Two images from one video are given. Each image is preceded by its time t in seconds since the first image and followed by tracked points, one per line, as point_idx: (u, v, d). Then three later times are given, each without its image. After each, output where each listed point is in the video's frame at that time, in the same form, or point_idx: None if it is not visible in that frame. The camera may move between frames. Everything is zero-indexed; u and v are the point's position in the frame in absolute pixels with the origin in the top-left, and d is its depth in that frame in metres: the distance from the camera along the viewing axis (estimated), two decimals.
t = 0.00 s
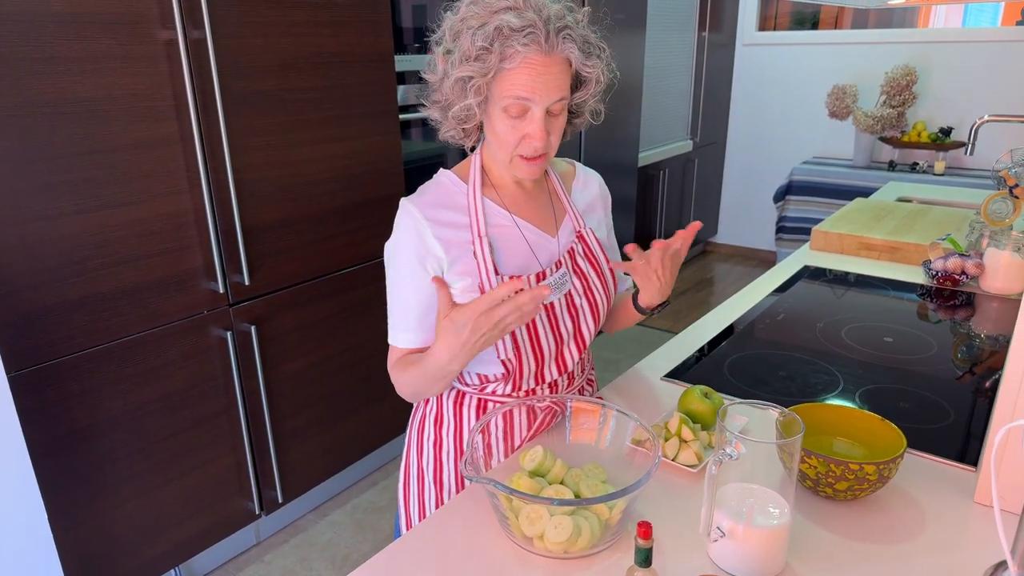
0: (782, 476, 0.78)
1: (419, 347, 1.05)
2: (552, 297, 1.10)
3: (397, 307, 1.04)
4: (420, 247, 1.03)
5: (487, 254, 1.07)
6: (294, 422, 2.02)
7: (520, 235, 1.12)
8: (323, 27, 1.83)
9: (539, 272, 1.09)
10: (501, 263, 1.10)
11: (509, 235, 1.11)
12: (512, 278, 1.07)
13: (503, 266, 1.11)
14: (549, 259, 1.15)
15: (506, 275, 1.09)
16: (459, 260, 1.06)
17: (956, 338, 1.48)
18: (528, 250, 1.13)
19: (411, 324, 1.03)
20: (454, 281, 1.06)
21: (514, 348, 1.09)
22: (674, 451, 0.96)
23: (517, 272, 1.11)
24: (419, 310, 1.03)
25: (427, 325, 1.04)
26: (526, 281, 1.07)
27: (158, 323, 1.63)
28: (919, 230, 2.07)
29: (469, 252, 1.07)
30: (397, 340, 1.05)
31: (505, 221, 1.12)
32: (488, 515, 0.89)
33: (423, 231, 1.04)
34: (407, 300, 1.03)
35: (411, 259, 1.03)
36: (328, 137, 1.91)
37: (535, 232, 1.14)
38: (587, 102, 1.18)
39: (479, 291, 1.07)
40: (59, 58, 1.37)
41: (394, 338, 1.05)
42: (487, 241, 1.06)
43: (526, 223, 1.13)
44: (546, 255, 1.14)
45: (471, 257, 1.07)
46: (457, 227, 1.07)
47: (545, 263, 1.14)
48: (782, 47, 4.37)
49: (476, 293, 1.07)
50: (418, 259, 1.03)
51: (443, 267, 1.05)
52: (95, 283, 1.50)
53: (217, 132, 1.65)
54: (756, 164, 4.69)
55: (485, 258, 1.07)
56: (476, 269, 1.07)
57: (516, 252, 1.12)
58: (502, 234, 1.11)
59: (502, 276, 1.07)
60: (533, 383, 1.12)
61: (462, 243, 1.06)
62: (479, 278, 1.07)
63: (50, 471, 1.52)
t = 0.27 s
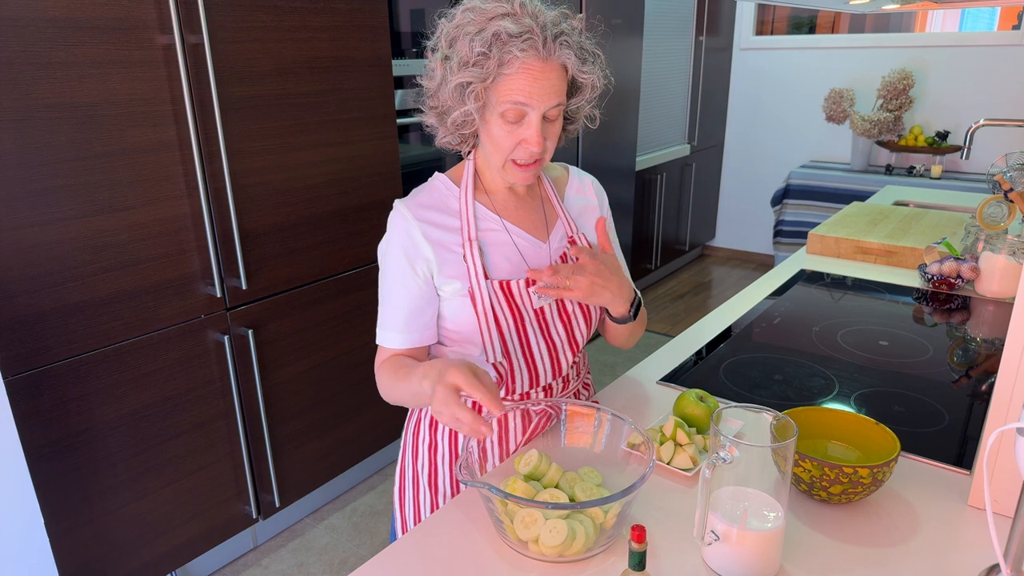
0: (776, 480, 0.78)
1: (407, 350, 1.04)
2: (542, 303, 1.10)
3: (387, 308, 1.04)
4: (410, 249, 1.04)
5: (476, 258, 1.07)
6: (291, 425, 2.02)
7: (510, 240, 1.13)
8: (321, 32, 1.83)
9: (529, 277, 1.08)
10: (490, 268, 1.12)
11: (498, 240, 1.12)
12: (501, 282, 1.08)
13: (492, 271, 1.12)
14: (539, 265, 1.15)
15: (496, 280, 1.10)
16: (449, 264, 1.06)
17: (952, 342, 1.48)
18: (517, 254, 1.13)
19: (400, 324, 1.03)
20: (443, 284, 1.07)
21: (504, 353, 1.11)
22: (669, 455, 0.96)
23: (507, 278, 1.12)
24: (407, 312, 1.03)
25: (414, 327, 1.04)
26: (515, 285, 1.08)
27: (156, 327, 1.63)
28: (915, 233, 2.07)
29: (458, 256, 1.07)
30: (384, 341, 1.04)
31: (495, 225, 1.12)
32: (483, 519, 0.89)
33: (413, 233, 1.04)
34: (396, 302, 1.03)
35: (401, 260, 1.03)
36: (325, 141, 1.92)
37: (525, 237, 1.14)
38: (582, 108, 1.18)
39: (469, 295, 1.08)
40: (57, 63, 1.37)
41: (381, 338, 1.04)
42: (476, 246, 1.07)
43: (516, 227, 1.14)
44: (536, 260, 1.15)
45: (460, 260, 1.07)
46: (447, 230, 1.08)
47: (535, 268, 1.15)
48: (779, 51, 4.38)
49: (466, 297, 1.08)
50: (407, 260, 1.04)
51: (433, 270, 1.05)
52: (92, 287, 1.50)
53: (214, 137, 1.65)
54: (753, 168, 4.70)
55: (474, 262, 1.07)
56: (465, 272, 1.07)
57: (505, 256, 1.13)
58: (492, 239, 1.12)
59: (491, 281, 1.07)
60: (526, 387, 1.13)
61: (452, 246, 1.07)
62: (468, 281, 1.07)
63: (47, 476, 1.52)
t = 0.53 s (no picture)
0: (773, 481, 0.79)
1: (400, 353, 1.02)
2: (540, 306, 1.10)
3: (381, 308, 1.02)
4: (411, 248, 1.04)
5: (476, 260, 1.07)
6: (289, 428, 2.02)
7: (509, 242, 1.13)
8: (320, 35, 1.84)
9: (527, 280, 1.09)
10: (489, 270, 1.12)
11: (498, 242, 1.12)
12: (500, 285, 1.08)
13: (491, 273, 1.12)
14: (538, 269, 1.15)
15: (495, 282, 1.10)
16: (448, 264, 1.07)
17: (948, 345, 1.49)
18: (517, 257, 1.14)
19: (397, 325, 1.01)
20: (442, 284, 1.07)
21: (502, 356, 1.10)
22: (667, 456, 0.97)
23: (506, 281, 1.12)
24: (404, 312, 1.02)
25: (410, 326, 1.03)
26: (514, 288, 1.08)
27: (154, 329, 1.63)
28: (912, 236, 2.08)
29: (458, 257, 1.08)
30: (377, 342, 1.02)
31: (494, 227, 1.13)
32: (481, 521, 0.89)
33: (415, 233, 1.05)
34: (392, 301, 1.02)
35: (400, 258, 1.03)
36: (324, 143, 1.92)
37: (524, 239, 1.14)
38: (576, 113, 1.19)
39: (468, 296, 1.08)
40: (55, 66, 1.37)
41: (374, 339, 1.02)
42: (476, 248, 1.08)
43: (516, 230, 1.14)
44: (535, 264, 1.15)
45: (459, 262, 1.08)
46: (448, 231, 1.08)
47: (534, 271, 1.15)
48: (776, 55, 4.40)
49: (465, 299, 1.08)
50: (407, 259, 1.04)
51: (432, 270, 1.06)
52: (89, 289, 1.50)
53: (213, 139, 1.65)
54: (751, 171, 4.72)
55: (474, 263, 1.07)
56: (464, 274, 1.07)
57: (505, 259, 1.13)
58: (492, 241, 1.12)
59: (490, 283, 1.08)
60: (523, 389, 1.15)
61: (452, 248, 1.08)
62: (468, 283, 1.07)
63: (44, 477, 1.52)
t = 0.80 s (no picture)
0: (769, 483, 0.79)
1: (410, 360, 1.04)
2: (542, 309, 1.11)
3: (392, 317, 1.04)
4: (414, 257, 1.04)
5: (479, 266, 1.08)
6: (286, 431, 2.02)
7: (511, 246, 1.14)
8: (317, 39, 1.85)
9: (529, 284, 1.10)
10: (494, 275, 1.12)
11: (499, 247, 1.13)
12: (504, 289, 1.09)
13: (495, 277, 1.12)
14: (540, 271, 1.16)
15: (499, 286, 1.11)
16: (452, 271, 1.07)
17: (943, 347, 1.49)
18: (519, 261, 1.14)
19: (406, 335, 1.03)
20: (446, 291, 1.07)
21: (506, 359, 1.11)
22: (663, 458, 0.97)
23: (509, 284, 1.13)
24: (411, 321, 1.04)
25: (418, 335, 1.04)
26: (518, 291, 1.09)
27: (151, 332, 1.63)
28: (907, 239, 2.09)
29: (461, 263, 1.08)
30: (387, 350, 1.04)
31: (497, 232, 1.13)
32: (478, 523, 0.90)
33: (417, 242, 1.05)
34: (400, 311, 1.03)
35: (405, 269, 1.03)
36: (321, 147, 1.93)
37: (527, 243, 1.15)
38: (580, 115, 1.20)
39: (471, 301, 1.08)
40: (53, 70, 1.37)
41: (385, 348, 1.04)
42: (479, 253, 1.08)
43: (518, 234, 1.15)
44: (537, 267, 1.16)
45: (463, 268, 1.08)
46: (450, 238, 1.08)
47: (536, 274, 1.16)
48: (772, 58, 4.41)
49: (468, 304, 1.09)
50: (411, 269, 1.03)
51: (435, 277, 1.06)
52: (87, 293, 1.50)
53: (211, 143, 1.66)
54: (747, 174, 4.73)
55: (477, 269, 1.08)
56: (468, 279, 1.08)
57: (508, 263, 1.13)
58: (494, 246, 1.13)
59: (494, 287, 1.08)
60: (523, 391, 1.15)
61: (455, 254, 1.07)
62: (472, 288, 1.08)
63: (40, 482, 1.52)
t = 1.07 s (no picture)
0: (769, 484, 0.79)
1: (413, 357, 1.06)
2: (542, 309, 1.11)
3: (392, 315, 1.05)
4: (414, 256, 1.04)
5: (479, 265, 1.08)
6: (286, 432, 2.02)
7: (511, 246, 1.14)
8: (317, 40, 1.85)
9: (529, 284, 1.10)
10: (493, 275, 1.12)
11: (499, 246, 1.13)
12: (504, 289, 1.09)
13: (494, 277, 1.12)
14: (540, 271, 1.16)
15: (497, 286, 1.11)
16: (451, 270, 1.07)
17: (943, 349, 1.49)
18: (519, 260, 1.14)
19: (404, 332, 1.04)
20: (445, 290, 1.07)
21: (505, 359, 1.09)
22: (663, 459, 0.97)
23: (508, 284, 1.13)
24: (410, 320, 1.05)
25: (418, 334, 1.06)
26: (517, 292, 1.09)
27: (151, 333, 1.63)
28: (907, 241, 2.09)
29: (461, 262, 1.08)
30: (387, 348, 1.06)
31: (496, 231, 1.13)
32: (478, 524, 0.89)
33: (417, 241, 1.04)
34: (399, 309, 1.04)
35: (404, 268, 1.03)
36: (322, 148, 1.93)
37: (526, 243, 1.15)
38: (581, 118, 1.20)
39: (470, 301, 1.08)
40: (53, 70, 1.37)
41: (386, 346, 1.06)
42: (478, 252, 1.08)
43: (517, 234, 1.15)
44: (536, 268, 1.16)
45: (462, 267, 1.08)
46: (449, 237, 1.08)
47: (535, 274, 1.16)
48: (772, 60, 4.42)
49: (467, 304, 1.09)
50: (410, 268, 1.04)
51: (435, 276, 1.06)
52: (86, 293, 1.50)
53: (211, 144, 1.66)
54: (747, 176, 4.73)
55: (476, 268, 1.08)
56: (467, 279, 1.08)
57: (507, 263, 1.13)
58: (494, 245, 1.13)
59: (493, 287, 1.08)
60: (524, 392, 1.12)
61: (455, 253, 1.08)
62: (471, 288, 1.08)
63: (39, 482, 1.51)
